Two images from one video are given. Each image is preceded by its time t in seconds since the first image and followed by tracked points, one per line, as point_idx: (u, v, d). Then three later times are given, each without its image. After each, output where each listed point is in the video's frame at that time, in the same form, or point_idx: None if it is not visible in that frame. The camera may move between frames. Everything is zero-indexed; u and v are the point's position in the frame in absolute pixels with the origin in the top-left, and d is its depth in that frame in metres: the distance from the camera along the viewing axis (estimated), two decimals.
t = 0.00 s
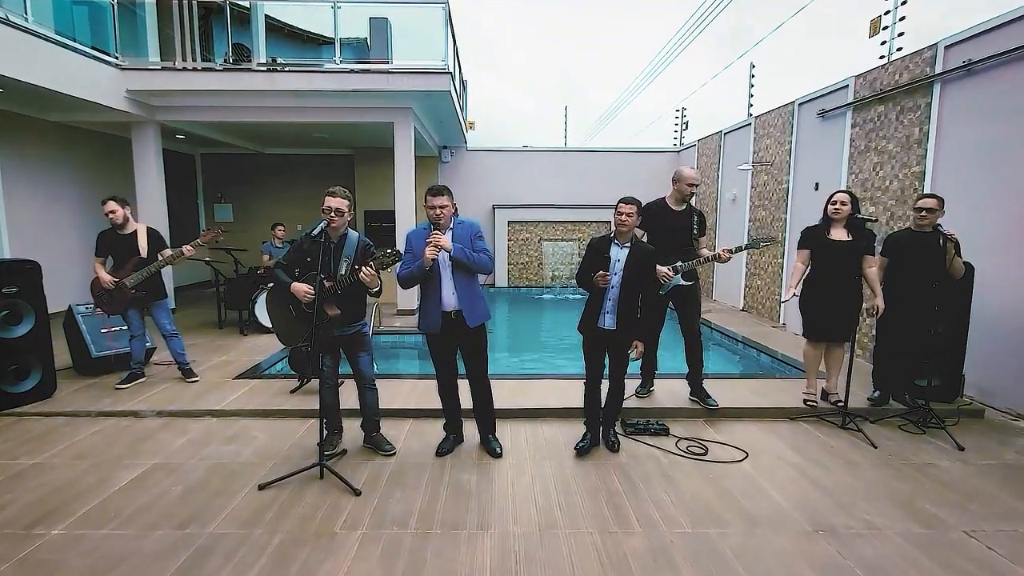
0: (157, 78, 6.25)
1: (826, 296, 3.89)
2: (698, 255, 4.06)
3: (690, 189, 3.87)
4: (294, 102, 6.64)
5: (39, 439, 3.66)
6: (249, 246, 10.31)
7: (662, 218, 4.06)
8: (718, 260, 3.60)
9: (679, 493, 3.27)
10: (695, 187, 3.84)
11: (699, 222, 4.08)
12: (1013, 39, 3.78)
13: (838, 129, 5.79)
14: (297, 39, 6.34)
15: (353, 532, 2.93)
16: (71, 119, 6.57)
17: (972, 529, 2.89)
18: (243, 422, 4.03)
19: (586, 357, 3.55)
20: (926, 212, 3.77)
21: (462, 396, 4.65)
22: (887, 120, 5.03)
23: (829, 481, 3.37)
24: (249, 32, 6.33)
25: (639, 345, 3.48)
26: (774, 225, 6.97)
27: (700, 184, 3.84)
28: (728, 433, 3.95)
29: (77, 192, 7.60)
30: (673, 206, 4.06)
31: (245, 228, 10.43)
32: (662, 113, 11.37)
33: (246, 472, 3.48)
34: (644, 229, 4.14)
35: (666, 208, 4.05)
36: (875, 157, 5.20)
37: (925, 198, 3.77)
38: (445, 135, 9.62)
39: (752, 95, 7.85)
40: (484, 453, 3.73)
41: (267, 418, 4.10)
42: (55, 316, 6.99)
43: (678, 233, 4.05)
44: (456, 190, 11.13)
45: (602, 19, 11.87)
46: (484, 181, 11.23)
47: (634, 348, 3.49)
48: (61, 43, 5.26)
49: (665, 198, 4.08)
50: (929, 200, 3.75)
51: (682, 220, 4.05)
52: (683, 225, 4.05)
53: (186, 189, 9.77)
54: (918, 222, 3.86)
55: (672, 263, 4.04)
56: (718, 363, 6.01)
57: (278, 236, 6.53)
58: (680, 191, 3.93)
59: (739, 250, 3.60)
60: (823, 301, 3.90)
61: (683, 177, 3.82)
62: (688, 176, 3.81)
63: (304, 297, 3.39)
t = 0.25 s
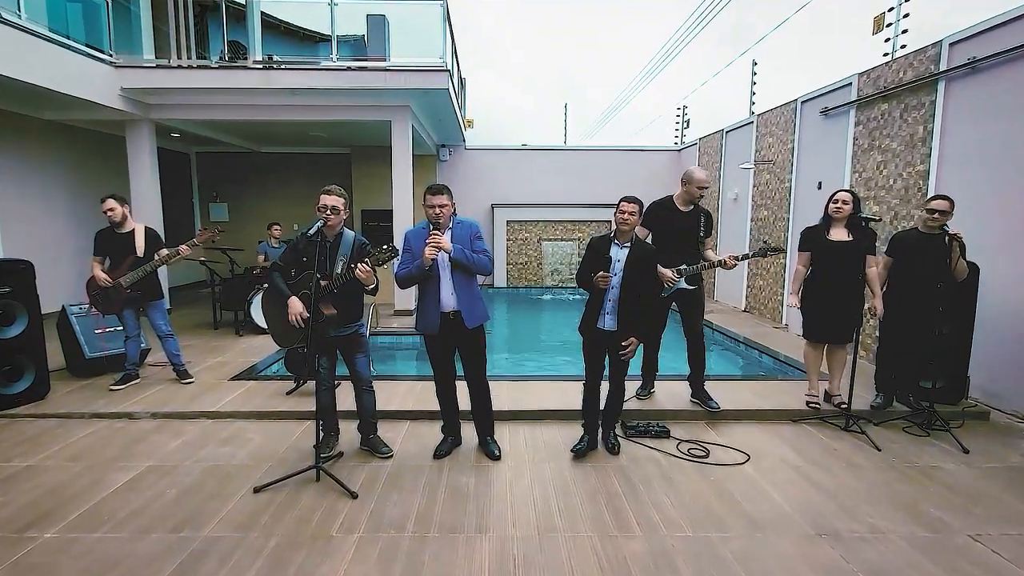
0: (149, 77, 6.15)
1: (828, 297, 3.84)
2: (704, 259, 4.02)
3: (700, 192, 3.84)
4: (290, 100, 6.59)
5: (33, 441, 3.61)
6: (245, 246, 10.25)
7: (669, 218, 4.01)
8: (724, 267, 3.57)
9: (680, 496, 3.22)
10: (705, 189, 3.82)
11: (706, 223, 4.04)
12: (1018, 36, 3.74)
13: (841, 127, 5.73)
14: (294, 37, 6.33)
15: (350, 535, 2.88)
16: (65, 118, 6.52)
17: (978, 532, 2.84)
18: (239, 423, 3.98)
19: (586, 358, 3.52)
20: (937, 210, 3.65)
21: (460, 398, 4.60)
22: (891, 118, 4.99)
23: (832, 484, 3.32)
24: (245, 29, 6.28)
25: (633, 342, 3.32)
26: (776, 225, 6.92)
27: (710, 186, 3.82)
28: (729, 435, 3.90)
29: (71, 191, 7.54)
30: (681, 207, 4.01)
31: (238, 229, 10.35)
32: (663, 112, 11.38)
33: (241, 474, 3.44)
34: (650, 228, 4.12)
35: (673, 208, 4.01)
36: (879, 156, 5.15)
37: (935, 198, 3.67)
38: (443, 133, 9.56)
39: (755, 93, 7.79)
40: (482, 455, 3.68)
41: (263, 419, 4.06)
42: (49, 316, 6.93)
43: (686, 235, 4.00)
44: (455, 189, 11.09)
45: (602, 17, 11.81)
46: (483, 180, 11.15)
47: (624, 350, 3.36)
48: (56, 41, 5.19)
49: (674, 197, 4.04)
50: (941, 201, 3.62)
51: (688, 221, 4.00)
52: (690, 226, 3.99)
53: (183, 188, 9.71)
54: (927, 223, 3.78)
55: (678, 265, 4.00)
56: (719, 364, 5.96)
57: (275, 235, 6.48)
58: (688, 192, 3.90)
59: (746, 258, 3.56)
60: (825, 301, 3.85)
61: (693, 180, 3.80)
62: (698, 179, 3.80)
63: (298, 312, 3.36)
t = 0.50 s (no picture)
0: (145, 74, 6.14)
1: (830, 296, 3.80)
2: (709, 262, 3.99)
3: (707, 196, 3.76)
4: (285, 98, 6.53)
5: (25, 443, 3.57)
6: (241, 245, 10.18)
7: (674, 218, 3.95)
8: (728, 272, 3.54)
9: (681, 499, 3.17)
10: (712, 193, 3.73)
11: (712, 224, 3.97)
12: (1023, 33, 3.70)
13: (844, 125, 5.68)
14: (290, 34, 6.23)
15: (346, 538, 2.83)
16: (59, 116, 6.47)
17: (983, 536, 2.80)
18: (234, 425, 3.93)
19: (585, 359, 3.47)
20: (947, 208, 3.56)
21: (458, 399, 4.55)
22: (894, 116, 4.94)
23: (834, 487, 3.27)
24: (240, 26, 6.22)
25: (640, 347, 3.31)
26: (779, 224, 6.87)
27: (717, 190, 3.73)
28: (731, 438, 3.85)
29: (65, 190, 7.49)
30: (687, 208, 3.94)
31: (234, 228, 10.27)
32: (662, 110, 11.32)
33: (236, 477, 3.39)
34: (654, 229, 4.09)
35: (679, 208, 3.95)
36: (883, 154, 5.10)
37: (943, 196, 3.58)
38: (441, 131, 9.50)
39: (756, 91, 7.73)
40: (480, 458, 3.63)
41: (258, 421, 4.01)
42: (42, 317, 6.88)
43: (693, 235, 3.94)
44: (454, 188, 11.03)
45: (602, 15, 11.76)
46: (482, 180, 11.10)
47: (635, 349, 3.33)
48: (49, 38, 5.14)
49: (680, 197, 3.96)
50: (950, 201, 3.53)
51: (693, 221, 3.93)
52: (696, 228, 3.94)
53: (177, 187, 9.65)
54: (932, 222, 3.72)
55: (682, 267, 3.96)
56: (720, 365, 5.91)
57: (270, 235, 6.43)
58: (695, 195, 3.83)
59: (749, 263, 3.52)
60: (828, 301, 3.81)
61: (701, 183, 3.72)
62: (706, 182, 3.71)
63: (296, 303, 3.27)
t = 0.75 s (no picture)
0: (139, 71, 6.09)
1: (835, 296, 3.75)
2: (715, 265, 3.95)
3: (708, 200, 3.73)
4: (281, 96, 6.48)
5: (17, 446, 3.52)
6: (236, 245, 10.10)
7: (676, 218, 3.90)
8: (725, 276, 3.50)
9: (682, 502, 3.13)
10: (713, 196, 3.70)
11: (717, 226, 3.93)
12: None
13: (846, 125, 5.64)
14: (286, 31, 6.24)
15: (343, 542, 2.79)
16: (52, 114, 6.41)
17: (988, 540, 2.75)
18: (230, 427, 3.89)
19: (584, 361, 3.41)
20: (956, 213, 3.50)
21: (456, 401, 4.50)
22: (898, 114, 4.90)
23: (837, 490, 3.23)
24: (235, 24, 6.17)
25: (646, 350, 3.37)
26: (781, 223, 6.82)
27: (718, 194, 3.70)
28: (732, 440, 3.80)
29: (58, 189, 7.43)
30: (690, 210, 3.89)
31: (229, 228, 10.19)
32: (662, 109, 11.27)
33: (231, 479, 3.34)
34: (656, 229, 4.00)
35: (682, 209, 3.89)
36: (886, 153, 5.06)
37: (953, 198, 3.50)
38: (438, 130, 9.45)
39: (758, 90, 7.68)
40: (478, 460, 3.58)
41: (254, 423, 3.96)
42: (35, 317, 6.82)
43: (697, 235, 3.89)
44: (453, 188, 10.97)
45: (601, 14, 11.71)
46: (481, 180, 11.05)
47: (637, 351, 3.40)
48: (42, 36, 5.09)
49: (684, 197, 3.91)
50: (961, 207, 3.47)
51: (697, 223, 3.88)
52: (700, 229, 3.88)
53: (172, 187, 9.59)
54: (940, 224, 3.68)
55: (685, 268, 3.92)
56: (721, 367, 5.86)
57: (266, 235, 6.38)
58: (696, 197, 3.79)
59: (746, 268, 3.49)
60: (831, 301, 3.76)
61: (703, 186, 3.68)
62: (707, 185, 3.67)
63: (293, 300, 3.24)
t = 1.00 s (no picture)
0: (132, 69, 6.00)
1: (839, 297, 3.69)
2: (712, 262, 3.91)
3: (705, 197, 3.69)
4: (277, 93, 6.44)
5: (8, 448, 3.47)
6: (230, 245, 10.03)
7: (675, 217, 3.86)
8: (721, 272, 3.50)
9: (683, 506, 3.08)
10: (710, 194, 3.67)
11: (715, 223, 3.89)
12: None
13: (849, 123, 5.59)
14: (282, 29, 6.25)
15: (339, 545, 2.74)
16: (44, 111, 6.36)
17: (992, 544, 2.71)
18: (225, 429, 3.84)
19: (582, 362, 3.37)
20: (960, 217, 3.48)
21: (454, 403, 4.46)
22: (901, 113, 4.86)
23: (840, 493, 3.18)
24: (231, 21, 6.11)
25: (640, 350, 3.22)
26: (782, 223, 6.77)
27: (716, 190, 3.66)
28: (733, 442, 3.76)
29: (51, 188, 7.38)
30: (688, 209, 3.85)
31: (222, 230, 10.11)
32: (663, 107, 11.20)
33: (226, 482, 3.30)
34: (656, 229, 3.96)
35: (680, 207, 3.84)
36: (889, 152, 5.02)
37: (959, 200, 3.45)
38: (436, 128, 9.39)
39: (759, 87, 7.64)
40: (476, 463, 3.54)
41: (249, 425, 3.92)
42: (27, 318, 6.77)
43: (695, 233, 3.85)
44: (452, 187, 10.92)
45: (600, 12, 11.66)
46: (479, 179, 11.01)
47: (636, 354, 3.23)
48: (34, 32, 5.04)
49: (681, 196, 3.88)
50: (965, 211, 3.45)
51: (696, 221, 3.84)
52: (697, 228, 3.85)
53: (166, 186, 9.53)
54: (943, 225, 3.64)
55: (684, 267, 3.87)
56: (721, 368, 5.81)
57: (260, 234, 6.33)
58: (693, 195, 3.75)
59: (744, 264, 3.46)
60: (835, 301, 3.70)
61: (698, 183, 3.65)
62: (703, 182, 3.64)
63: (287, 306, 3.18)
